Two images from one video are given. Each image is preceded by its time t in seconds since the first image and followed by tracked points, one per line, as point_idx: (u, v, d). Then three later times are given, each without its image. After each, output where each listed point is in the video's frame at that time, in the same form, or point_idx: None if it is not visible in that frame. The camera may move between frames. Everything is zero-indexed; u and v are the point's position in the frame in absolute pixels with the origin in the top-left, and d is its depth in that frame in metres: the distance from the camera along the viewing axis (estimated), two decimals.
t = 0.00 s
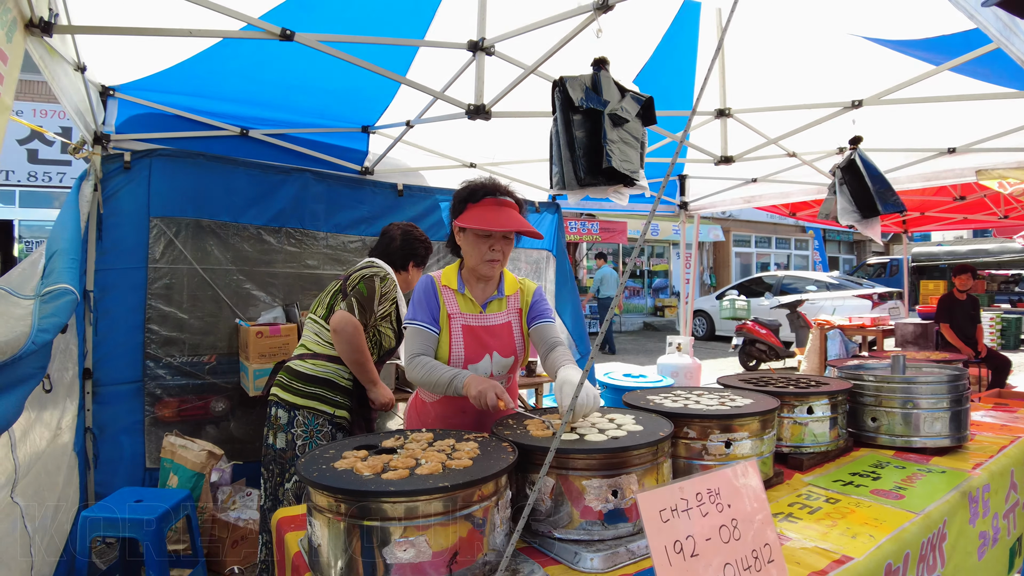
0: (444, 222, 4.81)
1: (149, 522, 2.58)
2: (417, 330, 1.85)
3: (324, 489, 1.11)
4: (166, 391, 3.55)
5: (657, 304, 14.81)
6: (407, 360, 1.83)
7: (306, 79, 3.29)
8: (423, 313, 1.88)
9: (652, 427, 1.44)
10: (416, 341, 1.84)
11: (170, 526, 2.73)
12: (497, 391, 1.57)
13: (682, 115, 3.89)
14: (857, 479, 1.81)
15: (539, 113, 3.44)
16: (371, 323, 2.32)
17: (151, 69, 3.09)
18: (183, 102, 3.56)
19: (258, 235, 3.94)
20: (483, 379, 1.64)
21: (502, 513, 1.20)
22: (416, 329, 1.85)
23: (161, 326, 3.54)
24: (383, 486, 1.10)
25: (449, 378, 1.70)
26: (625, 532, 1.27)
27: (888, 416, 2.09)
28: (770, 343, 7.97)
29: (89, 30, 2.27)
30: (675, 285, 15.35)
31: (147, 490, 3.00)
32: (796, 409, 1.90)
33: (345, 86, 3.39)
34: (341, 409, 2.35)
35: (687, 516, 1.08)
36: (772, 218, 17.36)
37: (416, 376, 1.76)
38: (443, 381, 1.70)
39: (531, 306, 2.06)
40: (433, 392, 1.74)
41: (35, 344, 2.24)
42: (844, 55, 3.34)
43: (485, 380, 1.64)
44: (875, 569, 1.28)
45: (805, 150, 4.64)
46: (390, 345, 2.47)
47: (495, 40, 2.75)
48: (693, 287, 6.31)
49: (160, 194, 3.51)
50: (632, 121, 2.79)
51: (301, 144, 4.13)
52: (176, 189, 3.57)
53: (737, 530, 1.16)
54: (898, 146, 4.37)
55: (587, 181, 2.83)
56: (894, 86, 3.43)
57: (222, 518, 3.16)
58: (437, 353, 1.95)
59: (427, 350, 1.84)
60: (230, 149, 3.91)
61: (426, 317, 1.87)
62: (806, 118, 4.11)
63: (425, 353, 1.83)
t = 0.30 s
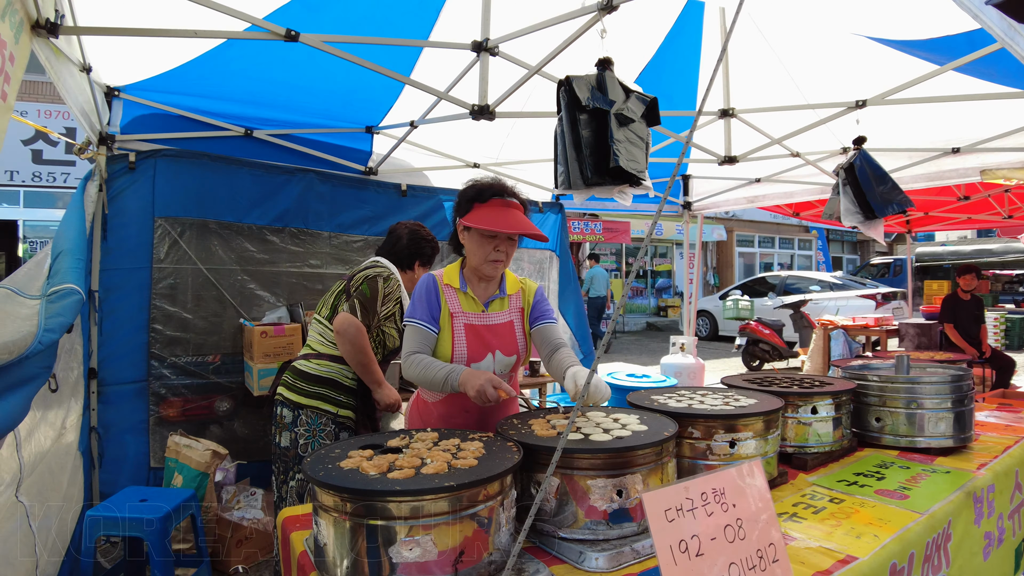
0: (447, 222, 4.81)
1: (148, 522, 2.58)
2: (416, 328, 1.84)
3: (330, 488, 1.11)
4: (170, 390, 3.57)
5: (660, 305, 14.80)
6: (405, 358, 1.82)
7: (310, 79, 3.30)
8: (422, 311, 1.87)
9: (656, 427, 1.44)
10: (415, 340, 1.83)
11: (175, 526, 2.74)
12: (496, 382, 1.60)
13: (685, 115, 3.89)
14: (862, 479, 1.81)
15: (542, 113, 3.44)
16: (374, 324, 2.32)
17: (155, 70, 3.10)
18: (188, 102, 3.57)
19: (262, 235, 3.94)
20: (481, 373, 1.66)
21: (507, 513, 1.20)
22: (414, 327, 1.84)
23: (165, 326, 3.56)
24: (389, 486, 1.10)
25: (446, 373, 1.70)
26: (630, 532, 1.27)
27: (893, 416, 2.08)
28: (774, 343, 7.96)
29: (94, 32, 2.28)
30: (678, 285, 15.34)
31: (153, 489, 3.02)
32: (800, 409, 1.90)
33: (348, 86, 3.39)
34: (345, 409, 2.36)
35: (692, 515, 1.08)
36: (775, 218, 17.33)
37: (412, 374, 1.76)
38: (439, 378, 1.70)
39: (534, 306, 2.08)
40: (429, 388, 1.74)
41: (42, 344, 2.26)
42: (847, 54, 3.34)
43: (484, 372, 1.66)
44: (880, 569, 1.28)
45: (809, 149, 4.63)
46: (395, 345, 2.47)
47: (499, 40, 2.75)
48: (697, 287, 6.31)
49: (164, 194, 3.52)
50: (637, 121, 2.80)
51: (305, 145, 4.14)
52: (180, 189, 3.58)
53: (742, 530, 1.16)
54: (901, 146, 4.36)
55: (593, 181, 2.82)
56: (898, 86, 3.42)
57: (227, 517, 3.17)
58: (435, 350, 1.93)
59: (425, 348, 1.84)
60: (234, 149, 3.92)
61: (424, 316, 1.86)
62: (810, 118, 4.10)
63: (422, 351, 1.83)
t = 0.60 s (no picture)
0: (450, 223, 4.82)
1: (148, 522, 2.58)
2: (413, 325, 1.82)
3: (334, 489, 1.12)
4: (174, 390, 3.58)
5: (663, 305, 14.78)
6: (399, 352, 1.79)
7: (313, 80, 3.31)
8: (420, 308, 1.85)
9: (659, 428, 1.44)
10: (412, 336, 1.81)
11: (178, 525, 2.75)
12: (500, 383, 1.59)
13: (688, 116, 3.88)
14: (865, 480, 1.81)
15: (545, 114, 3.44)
16: (371, 323, 2.31)
17: (159, 71, 3.11)
18: (191, 103, 3.58)
19: (264, 236, 3.95)
20: (482, 372, 1.65)
21: (510, 513, 1.20)
22: (411, 324, 1.83)
23: (169, 326, 3.57)
24: (392, 486, 1.11)
25: (446, 368, 1.69)
26: (633, 532, 1.27)
27: (896, 416, 2.08)
28: (777, 343, 7.95)
29: (99, 33, 2.28)
30: (681, 285, 15.32)
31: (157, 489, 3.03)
32: (803, 409, 1.90)
33: (351, 87, 3.40)
34: (345, 409, 2.36)
35: (695, 516, 1.09)
36: (778, 218, 17.31)
37: (407, 369, 1.72)
38: (438, 371, 1.68)
39: (535, 308, 2.12)
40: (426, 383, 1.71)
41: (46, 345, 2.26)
42: (851, 54, 3.33)
43: (486, 372, 1.65)
44: (883, 570, 1.28)
45: (811, 149, 4.62)
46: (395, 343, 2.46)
47: (502, 41, 2.75)
48: (699, 288, 6.30)
49: (167, 195, 3.53)
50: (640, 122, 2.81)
51: (307, 145, 4.15)
52: (183, 190, 3.59)
53: (745, 531, 1.16)
54: (904, 146, 4.35)
55: (596, 182, 2.82)
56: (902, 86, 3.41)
57: (230, 517, 3.19)
58: (430, 345, 1.92)
59: (420, 344, 1.81)
60: (237, 150, 3.92)
61: (422, 313, 1.85)
62: (813, 119, 4.10)
63: (418, 346, 1.80)
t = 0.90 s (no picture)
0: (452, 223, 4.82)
1: (148, 522, 2.59)
2: (414, 310, 1.78)
3: (336, 489, 1.12)
4: (176, 390, 3.59)
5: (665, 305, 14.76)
6: (396, 333, 1.72)
7: (314, 81, 3.31)
8: (423, 295, 1.82)
9: (660, 428, 1.44)
10: (413, 319, 1.76)
11: (180, 525, 2.76)
12: (502, 370, 1.53)
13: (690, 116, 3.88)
14: (866, 480, 1.81)
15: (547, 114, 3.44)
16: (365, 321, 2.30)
17: (161, 71, 3.12)
18: (193, 103, 3.59)
19: (266, 236, 3.96)
20: (484, 356, 1.59)
21: (512, 513, 1.20)
22: (412, 308, 1.78)
23: (171, 326, 3.58)
24: (394, 487, 1.11)
25: (446, 348, 1.62)
26: (634, 532, 1.27)
27: (898, 416, 2.08)
28: (779, 343, 7.94)
29: (102, 34, 2.29)
30: (683, 285, 15.31)
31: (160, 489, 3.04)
32: (805, 410, 1.90)
33: (353, 87, 3.40)
34: (340, 408, 2.35)
35: (696, 516, 1.09)
36: (780, 218, 17.29)
37: (406, 348, 1.66)
38: (438, 352, 1.62)
39: (533, 309, 2.13)
40: (424, 363, 1.64)
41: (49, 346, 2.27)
42: (853, 54, 3.33)
43: (487, 357, 1.59)
44: (884, 570, 1.28)
45: (814, 149, 4.61)
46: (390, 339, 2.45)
47: (504, 41, 2.74)
48: (701, 288, 6.29)
49: (169, 195, 3.53)
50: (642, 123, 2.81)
51: (309, 146, 4.15)
52: (185, 191, 3.59)
53: (746, 532, 1.16)
54: (907, 146, 4.34)
55: (599, 183, 2.81)
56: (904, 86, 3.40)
57: (232, 517, 3.20)
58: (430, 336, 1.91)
59: (419, 327, 1.75)
60: (239, 150, 3.93)
61: (425, 300, 1.82)
62: (815, 119, 4.09)
63: (417, 329, 1.74)
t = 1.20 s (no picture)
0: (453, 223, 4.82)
1: (148, 522, 2.59)
2: (417, 311, 1.77)
3: (337, 488, 1.12)
4: (178, 390, 3.59)
5: (667, 305, 14.76)
6: (394, 336, 1.71)
7: (316, 80, 3.32)
8: (426, 297, 1.82)
9: (662, 428, 1.44)
10: (412, 321, 1.75)
11: (182, 525, 2.76)
12: (501, 370, 1.52)
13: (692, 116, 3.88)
14: (868, 480, 1.80)
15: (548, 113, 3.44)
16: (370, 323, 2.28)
17: (164, 71, 3.13)
18: (195, 103, 3.59)
19: (268, 236, 3.96)
20: (483, 356, 1.58)
21: (513, 512, 1.20)
22: (415, 310, 1.78)
23: (173, 326, 3.58)
24: (395, 486, 1.11)
25: (445, 350, 1.62)
26: (635, 532, 1.27)
27: (900, 416, 2.07)
28: (781, 343, 7.94)
29: (103, 34, 2.29)
30: (685, 285, 15.30)
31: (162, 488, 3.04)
32: (807, 409, 1.89)
33: (354, 87, 3.40)
34: (326, 409, 2.32)
35: (697, 516, 1.08)
36: (782, 218, 17.28)
37: (405, 351, 1.65)
38: (437, 354, 1.61)
39: (537, 308, 2.14)
40: (424, 366, 1.63)
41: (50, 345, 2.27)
42: (855, 53, 3.32)
43: (487, 358, 1.58)
44: (886, 570, 1.28)
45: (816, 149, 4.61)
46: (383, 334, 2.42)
47: (505, 41, 2.74)
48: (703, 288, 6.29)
49: (171, 195, 3.53)
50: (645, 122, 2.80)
51: (310, 146, 4.15)
52: (186, 191, 3.60)
53: (747, 531, 1.16)
54: (909, 145, 4.33)
55: (602, 182, 2.80)
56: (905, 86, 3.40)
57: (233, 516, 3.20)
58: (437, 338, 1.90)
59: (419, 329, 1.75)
60: (241, 150, 3.93)
61: (428, 301, 1.82)
62: (816, 118, 4.08)
63: (416, 332, 1.74)
